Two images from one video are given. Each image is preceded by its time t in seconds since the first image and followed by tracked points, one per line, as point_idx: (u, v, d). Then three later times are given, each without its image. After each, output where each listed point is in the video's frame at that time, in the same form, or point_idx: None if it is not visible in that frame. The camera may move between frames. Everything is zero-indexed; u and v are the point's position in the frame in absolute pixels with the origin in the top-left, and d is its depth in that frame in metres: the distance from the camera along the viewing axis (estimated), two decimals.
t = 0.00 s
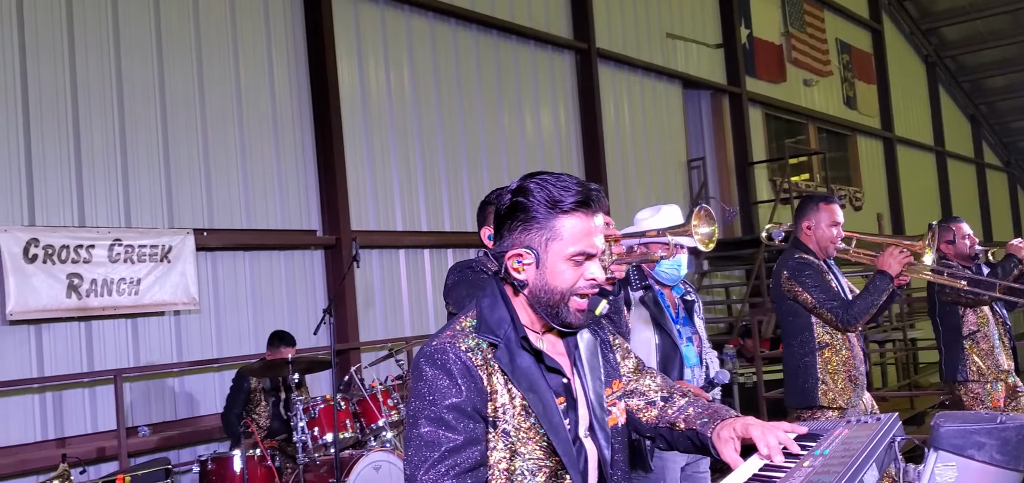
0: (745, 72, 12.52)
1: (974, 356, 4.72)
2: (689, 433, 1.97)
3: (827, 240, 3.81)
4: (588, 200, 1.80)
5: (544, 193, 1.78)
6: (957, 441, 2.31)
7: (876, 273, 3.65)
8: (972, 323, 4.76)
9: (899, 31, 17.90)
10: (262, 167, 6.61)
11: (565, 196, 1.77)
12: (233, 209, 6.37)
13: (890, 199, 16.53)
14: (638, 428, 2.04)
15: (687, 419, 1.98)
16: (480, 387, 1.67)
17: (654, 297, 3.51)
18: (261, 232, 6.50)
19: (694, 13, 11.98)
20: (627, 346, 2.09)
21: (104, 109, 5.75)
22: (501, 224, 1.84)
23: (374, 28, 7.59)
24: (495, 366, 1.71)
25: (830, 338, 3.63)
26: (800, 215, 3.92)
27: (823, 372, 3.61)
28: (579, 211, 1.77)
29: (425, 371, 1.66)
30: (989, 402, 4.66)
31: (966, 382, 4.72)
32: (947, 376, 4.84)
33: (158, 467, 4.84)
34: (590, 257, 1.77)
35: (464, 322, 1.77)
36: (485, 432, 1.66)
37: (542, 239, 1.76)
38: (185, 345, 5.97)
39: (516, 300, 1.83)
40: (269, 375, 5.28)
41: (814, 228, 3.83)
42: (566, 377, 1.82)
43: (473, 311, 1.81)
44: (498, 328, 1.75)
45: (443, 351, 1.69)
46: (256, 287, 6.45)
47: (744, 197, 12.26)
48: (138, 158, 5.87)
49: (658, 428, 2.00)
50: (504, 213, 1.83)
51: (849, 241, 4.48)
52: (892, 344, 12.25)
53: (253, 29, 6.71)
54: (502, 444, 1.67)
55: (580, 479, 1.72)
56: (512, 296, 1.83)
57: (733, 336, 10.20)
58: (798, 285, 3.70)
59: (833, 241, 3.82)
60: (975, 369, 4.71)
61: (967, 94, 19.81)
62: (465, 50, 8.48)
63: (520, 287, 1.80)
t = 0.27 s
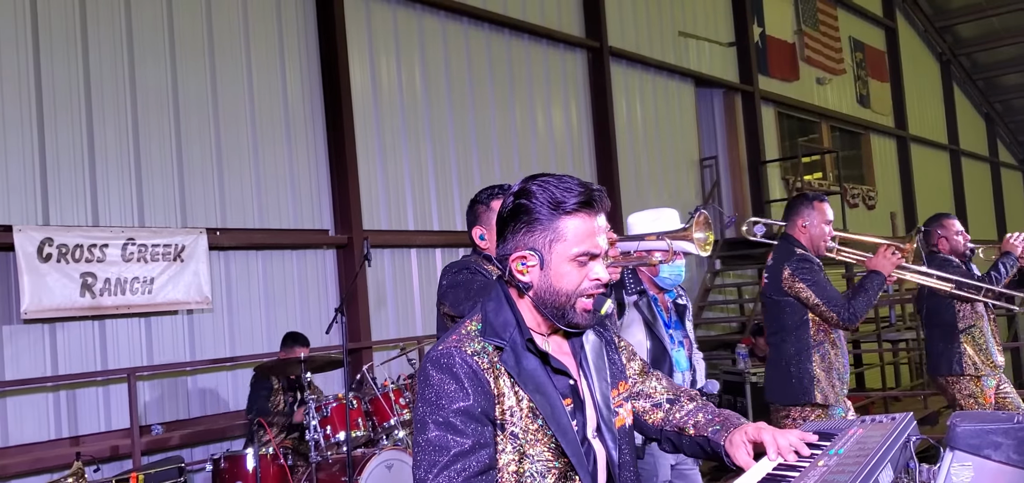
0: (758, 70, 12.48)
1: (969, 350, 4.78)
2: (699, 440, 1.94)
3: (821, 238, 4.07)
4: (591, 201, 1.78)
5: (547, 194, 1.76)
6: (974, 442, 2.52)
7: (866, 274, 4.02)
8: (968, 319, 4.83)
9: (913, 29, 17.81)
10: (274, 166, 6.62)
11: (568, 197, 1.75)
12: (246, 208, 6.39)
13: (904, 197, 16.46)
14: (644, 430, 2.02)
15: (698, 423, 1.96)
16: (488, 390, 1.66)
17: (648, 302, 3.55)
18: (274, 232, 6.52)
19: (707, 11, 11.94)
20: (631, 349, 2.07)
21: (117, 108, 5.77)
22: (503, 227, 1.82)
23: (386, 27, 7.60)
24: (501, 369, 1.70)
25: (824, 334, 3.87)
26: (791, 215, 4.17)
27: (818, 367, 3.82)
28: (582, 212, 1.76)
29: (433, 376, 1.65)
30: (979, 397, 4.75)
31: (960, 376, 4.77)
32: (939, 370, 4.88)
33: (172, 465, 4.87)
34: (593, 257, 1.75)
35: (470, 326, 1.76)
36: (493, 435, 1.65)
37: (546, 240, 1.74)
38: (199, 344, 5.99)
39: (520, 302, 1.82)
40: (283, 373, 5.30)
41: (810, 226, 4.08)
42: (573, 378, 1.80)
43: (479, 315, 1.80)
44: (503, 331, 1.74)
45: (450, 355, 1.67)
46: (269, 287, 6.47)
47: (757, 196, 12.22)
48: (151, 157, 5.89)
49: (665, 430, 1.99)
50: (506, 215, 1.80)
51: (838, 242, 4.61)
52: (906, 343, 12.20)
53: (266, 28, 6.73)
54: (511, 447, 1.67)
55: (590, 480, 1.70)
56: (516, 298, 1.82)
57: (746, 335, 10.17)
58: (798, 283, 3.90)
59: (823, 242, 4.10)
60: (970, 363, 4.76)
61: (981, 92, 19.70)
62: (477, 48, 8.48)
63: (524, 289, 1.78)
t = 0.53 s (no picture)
0: (766, 67, 12.45)
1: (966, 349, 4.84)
2: (706, 430, 1.94)
3: (812, 235, 4.24)
4: (592, 200, 1.77)
5: (547, 193, 1.75)
6: (982, 438, 2.26)
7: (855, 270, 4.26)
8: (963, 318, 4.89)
9: (922, 26, 17.75)
10: (282, 164, 6.63)
11: (568, 197, 1.74)
12: (254, 206, 6.40)
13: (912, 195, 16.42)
14: (650, 425, 2.03)
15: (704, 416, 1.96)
16: (493, 389, 1.66)
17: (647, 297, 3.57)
18: (282, 229, 6.53)
19: (715, 8, 11.92)
20: (636, 345, 2.08)
21: (126, 106, 5.78)
22: (504, 226, 1.81)
23: (393, 25, 7.60)
24: (505, 367, 1.70)
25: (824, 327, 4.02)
26: (782, 215, 4.32)
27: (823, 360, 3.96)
28: (583, 211, 1.75)
29: (437, 375, 1.65)
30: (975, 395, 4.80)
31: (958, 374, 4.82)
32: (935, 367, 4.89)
33: (181, 462, 4.89)
34: (594, 256, 1.75)
35: (474, 326, 1.76)
36: (498, 433, 1.65)
37: (547, 239, 1.74)
38: (207, 341, 6.00)
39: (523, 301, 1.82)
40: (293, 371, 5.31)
41: (801, 224, 4.24)
42: (577, 375, 1.81)
43: (482, 314, 1.80)
44: (507, 329, 1.74)
45: (455, 354, 1.68)
46: (277, 284, 6.48)
47: (764, 193, 12.20)
48: (159, 155, 5.90)
49: (672, 426, 1.99)
50: (508, 214, 1.80)
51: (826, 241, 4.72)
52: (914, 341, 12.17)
53: (274, 25, 6.73)
54: (517, 445, 1.67)
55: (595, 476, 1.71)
56: (518, 297, 1.82)
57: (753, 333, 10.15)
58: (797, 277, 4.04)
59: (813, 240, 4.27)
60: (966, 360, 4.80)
61: (991, 89, 19.63)
62: (485, 45, 8.47)
63: (525, 287, 1.79)
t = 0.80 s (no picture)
0: (773, 61, 12.43)
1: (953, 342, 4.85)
2: (715, 422, 1.94)
3: (809, 230, 4.25)
4: (604, 194, 1.77)
5: (560, 187, 1.75)
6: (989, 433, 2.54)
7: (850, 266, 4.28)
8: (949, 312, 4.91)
9: (930, 20, 17.68)
10: (290, 158, 6.64)
11: (581, 191, 1.74)
12: (261, 200, 6.41)
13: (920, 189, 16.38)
14: (660, 422, 2.00)
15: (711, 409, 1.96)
16: (502, 383, 1.66)
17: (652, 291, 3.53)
18: (290, 224, 6.54)
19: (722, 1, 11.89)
20: (644, 341, 2.07)
21: (134, 101, 5.79)
22: (515, 219, 1.80)
23: (400, 19, 7.60)
24: (515, 361, 1.70)
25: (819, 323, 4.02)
26: (778, 211, 4.32)
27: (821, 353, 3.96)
28: (595, 205, 1.75)
29: (447, 370, 1.66)
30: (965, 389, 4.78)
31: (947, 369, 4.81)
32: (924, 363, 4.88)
33: (189, 456, 4.90)
34: (606, 251, 1.75)
35: (484, 321, 1.76)
36: (508, 427, 1.65)
37: (558, 233, 1.74)
38: (216, 336, 6.02)
39: (534, 295, 1.81)
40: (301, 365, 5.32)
41: (798, 219, 4.25)
42: (587, 369, 1.81)
43: (492, 309, 1.80)
44: (517, 323, 1.74)
45: (465, 349, 1.68)
46: (285, 279, 6.49)
47: (771, 188, 12.18)
48: (167, 149, 5.91)
49: (679, 419, 1.97)
50: (519, 208, 1.79)
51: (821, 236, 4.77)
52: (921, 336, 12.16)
53: (281, 20, 6.74)
54: (527, 439, 1.67)
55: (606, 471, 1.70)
56: (529, 291, 1.81)
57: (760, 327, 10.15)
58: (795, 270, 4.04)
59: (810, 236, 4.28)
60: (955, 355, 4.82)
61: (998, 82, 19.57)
62: (492, 39, 8.47)
63: (537, 281, 1.78)
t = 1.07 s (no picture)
0: (777, 52, 12.40)
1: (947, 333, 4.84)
2: (711, 411, 1.93)
3: (810, 224, 4.24)
4: (613, 187, 1.75)
5: (568, 179, 1.74)
6: (985, 421, 2.60)
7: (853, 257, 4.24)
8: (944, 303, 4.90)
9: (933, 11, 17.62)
10: (293, 150, 6.63)
11: (589, 183, 1.73)
12: (265, 192, 6.41)
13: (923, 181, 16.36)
14: (657, 409, 2.00)
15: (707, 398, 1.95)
16: (507, 372, 1.66)
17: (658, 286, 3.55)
18: (293, 215, 6.54)
19: None
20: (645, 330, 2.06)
21: (137, 93, 5.78)
22: (523, 209, 1.79)
23: (403, 10, 7.58)
24: (520, 350, 1.70)
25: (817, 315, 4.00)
26: (780, 204, 4.30)
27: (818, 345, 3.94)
28: (603, 198, 1.73)
29: (452, 356, 1.66)
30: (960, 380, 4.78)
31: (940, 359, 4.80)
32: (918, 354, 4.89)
33: (194, 447, 4.91)
34: (613, 242, 1.73)
35: (489, 308, 1.76)
36: (511, 416, 1.65)
37: (566, 224, 1.73)
38: (219, 327, 6.02)
39: (540, 285, 1.80)
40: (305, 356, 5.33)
41: (799, 213, 4.24)
42: (591, 359, 1.80)
43: (498, 297, 1.80)
44: (522, 312, 1.74)
45: (470, 336, 1.68)
46: (288, 270, 6.49)
47: (775, 179, 12.17)
48: (170, 140, 5.91)
49: (673, 406, 1.97)
50: (528, 198, 1.78)
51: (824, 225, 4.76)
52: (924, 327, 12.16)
53: (284, 11, 6.72)
54: (529, 426, 1.66)
55: (608, 462, 1.69)
56: (535, 280, 1.81)
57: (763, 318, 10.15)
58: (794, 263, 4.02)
59: (811, 228, 4.26)
60: (947, 344, 4.81)
61: (1002, 74, 19.52)
62: (495, 31, 8.46)
63: (543, 271, 1.77)
